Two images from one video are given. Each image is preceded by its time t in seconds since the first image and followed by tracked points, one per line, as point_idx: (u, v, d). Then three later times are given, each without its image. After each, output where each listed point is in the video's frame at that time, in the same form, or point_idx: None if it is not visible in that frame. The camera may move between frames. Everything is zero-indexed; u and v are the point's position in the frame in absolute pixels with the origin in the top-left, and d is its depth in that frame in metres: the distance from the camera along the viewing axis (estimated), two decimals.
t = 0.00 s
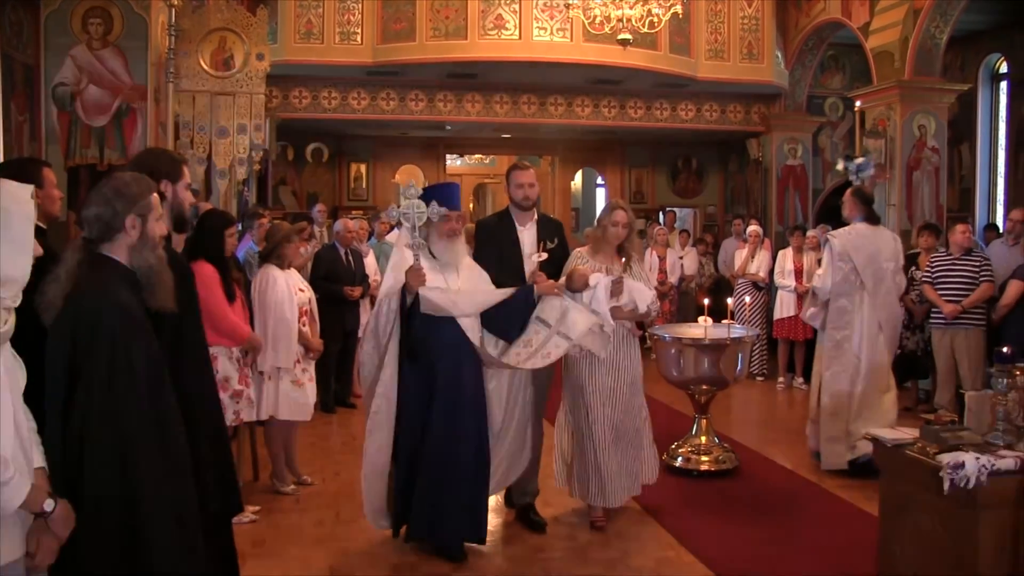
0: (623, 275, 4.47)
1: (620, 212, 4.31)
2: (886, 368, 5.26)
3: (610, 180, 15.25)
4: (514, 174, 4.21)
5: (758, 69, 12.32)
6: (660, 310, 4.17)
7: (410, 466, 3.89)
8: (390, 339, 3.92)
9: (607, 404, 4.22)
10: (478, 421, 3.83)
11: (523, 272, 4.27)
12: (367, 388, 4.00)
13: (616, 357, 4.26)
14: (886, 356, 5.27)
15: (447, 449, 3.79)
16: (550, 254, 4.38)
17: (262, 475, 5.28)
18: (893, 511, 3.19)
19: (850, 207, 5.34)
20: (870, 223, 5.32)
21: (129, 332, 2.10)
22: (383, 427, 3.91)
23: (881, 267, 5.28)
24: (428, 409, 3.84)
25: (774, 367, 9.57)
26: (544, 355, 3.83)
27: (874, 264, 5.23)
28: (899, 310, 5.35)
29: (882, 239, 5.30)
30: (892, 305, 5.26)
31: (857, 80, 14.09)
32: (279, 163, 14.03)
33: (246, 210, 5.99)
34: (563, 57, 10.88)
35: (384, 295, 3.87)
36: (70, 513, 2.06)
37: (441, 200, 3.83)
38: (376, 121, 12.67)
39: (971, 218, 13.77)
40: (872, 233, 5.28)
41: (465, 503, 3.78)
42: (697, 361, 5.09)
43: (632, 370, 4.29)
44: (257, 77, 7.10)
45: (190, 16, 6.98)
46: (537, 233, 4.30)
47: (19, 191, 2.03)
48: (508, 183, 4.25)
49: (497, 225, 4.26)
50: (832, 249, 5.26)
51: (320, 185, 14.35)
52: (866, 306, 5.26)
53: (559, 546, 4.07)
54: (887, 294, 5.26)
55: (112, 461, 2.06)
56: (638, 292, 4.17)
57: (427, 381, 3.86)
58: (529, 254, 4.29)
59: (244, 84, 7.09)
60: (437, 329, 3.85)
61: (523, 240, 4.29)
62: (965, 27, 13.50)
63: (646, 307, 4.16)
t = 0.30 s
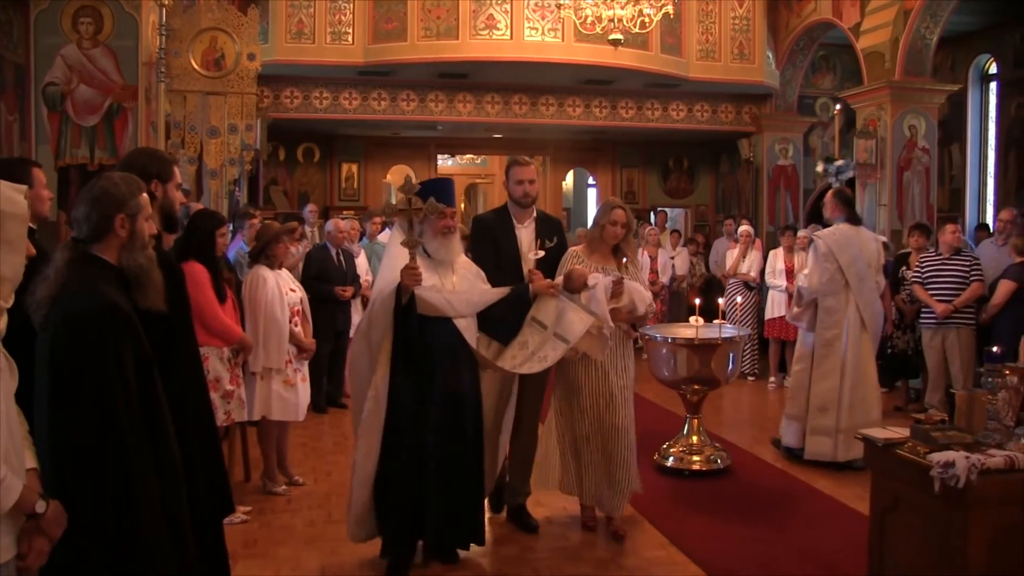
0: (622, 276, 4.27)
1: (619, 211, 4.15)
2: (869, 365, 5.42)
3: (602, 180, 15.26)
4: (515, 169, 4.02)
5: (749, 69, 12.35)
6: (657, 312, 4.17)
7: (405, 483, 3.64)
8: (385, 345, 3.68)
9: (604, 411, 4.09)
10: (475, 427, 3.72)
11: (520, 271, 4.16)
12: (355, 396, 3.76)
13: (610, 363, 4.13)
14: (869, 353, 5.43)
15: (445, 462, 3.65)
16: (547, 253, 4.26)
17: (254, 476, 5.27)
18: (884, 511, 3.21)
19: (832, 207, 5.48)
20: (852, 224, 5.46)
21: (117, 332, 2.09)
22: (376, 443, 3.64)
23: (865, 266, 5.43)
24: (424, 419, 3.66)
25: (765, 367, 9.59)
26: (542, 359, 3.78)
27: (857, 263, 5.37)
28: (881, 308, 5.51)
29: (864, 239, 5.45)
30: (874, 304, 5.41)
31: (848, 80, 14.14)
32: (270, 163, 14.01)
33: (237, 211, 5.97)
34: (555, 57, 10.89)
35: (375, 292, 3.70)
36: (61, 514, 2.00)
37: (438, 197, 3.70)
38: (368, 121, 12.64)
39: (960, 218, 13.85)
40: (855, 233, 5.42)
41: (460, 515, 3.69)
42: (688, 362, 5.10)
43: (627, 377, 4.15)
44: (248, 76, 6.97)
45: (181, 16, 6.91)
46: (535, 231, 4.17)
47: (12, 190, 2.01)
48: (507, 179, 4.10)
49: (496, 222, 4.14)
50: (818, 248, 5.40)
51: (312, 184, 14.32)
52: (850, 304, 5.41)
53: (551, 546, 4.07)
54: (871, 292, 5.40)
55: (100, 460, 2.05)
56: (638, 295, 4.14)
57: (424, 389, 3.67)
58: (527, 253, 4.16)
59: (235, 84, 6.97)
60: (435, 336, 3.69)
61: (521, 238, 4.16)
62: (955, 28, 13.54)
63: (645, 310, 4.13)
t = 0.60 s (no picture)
0: (621, 278, 4.10)
1: (619, 211, 4.00)
2: (848, 364, 5.51)
3: (593, 180, 15.28)
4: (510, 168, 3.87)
5: (739, 69, 12.38)
6: (660, 315, 3.97)
7: (398, 500, 3.45)
8: (374, 356, 3.53)
9: (602, 418, 3.93)
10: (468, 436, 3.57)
11: (517, 275, 3.98)
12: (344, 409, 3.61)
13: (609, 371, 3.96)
14: (847, 352, 5.51)
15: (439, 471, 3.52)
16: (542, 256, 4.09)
17: (244, 476, 5.26)
18: (874, 509, 3.22)
19: (803, 210, 5.58)
20: (823, 226, 5.55)
21: (106, 332, 2.08)
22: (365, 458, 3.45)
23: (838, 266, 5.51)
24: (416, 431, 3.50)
25: (755, 366, 9.63)
26: (537, 365, 3.58)
27: (829, 265, 5.46)
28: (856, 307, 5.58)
29: (836, 240, 5.52)
30: (848, 304, 5.49)
31: (838, 80, 14.20)
32: (261, 163, 13.99)
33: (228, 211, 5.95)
34: (546, 56, 10.90)
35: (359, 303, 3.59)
36: (52, 516, 1.99)
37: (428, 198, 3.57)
38: (359, 121, 12.62)
39: (949, 218, 13.92)
40: (826, 234, 5.50)
41: (457, 527, 3.55)
42: (679, 362, 5.11)
43: (626, 384, 3.97)
44: (238, 75, 6.91)
45: (170, 15, 6.85)
46: (530, 232, 4.01)
47: (4, 191, 2.00)
48: (501, 179, 3.94)
49: (491, 224, 3.97)
50: (790, 252, 5.51)
51: (302, 184, 14.29)
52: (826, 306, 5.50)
53: (542, 545, 4.08)
54: (844, 292, 5.48)
55: (86, 459, 2.04)
56: (638, 297, 3.96)
57: (414, 400, 3.52)
58: (523, 255, 3.99)
59: (224, 83, 6.91)
60: (424, 345, 3.52)
61: (516, 239, 3.98)
62: (944, 28, 13.60)
63: (645, 314, 3.94)
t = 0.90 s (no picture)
0: (623, 278, 4.04)
1: (622, 210, 3.92)
2: (814, 359, 5.59)
3: (583, 180, 15.30)
4: (496, 166, 3.72)
5: (729, 69, 12.41)
6: (661, 315, 3.93)
7: (388, 512, 3.28)
8: (360, 362, 3.32)
9: (604, 419, 3.88)
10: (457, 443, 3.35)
11: (510, 277, 3.83)
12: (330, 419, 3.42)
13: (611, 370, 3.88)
14: (814, 348, 5.59)
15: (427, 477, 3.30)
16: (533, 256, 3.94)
17: (234, 477, 5.25)
18: (863, 508, 3.24)
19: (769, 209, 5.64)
20: (788, 225, 5.62)
21: (97, 333, 2.08)
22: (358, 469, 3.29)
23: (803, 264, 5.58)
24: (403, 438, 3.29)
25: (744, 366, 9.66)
26: (531, 366, 3.41)
27: (796, 263, 5.52)
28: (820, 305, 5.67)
29: (802, 239, 5.60)
30: (813, 301, 5.58)
31: (828, 81, 14.25)
32: (250, 163, 13.96)
33: (218, 211, 5.93)
34: (536, 57, 10.91)
35: (340, 306, 3.40)
36: (43, 518, 1.98)
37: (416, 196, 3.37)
38: (349, 121, 12.60)
39: (938, 218, 14.01)
40: (791, 232, 5.58)
41: (448, 541, 3.29)
42: (670, 362, 5.12)
43: (631, 387, 3.93)
44: (228, 75, 6.93)
45: (160, 14, 6.86)
46: (519, 232, 3.86)
47: None
48: (488, 178, 3.79)
49: (479, 224, 3.81)
50: (756, 251, 5.55)
51: (292, 184, 14.26)
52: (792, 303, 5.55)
53: (533, 545, 4.09)
54: (810, 289, 5.57)
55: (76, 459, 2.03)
56: (639, 297, 3.88)
57: (400, 406, 3.31)
58: (513, 257, 3.84)
59: (214, 82, 6.93)
60: (410, 348, 3.32)
61: (506, 240, 3.83)
62: (932, 29, 13.66)
63: (647, 315, 3.88)
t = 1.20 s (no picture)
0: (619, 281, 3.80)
1: (618, 210, 3.68)
2: (786, 357, 5.73)
3: (573, 180, 15.32)
4: (482, 161, 3.45)
5: (718, 69, 12.44)
6: (659, 319, 3.69)
7: (369, 536, 2.95)
8: (351, 369, 3.00)
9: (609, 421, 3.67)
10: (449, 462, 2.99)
11: (499, 277, 3.59)
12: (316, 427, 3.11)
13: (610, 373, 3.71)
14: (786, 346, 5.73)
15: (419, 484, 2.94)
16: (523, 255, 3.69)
17: (223, 477, 5.23)
18: (852, 507, 3.25)
19: (746, 209, 5.70)
20: (764, 224, 5.70)
21: (89, 333, 2.06)
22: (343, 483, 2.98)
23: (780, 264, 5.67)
24: (390, 453, 2.95)
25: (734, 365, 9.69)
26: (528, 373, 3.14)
27: (772, 263, 5.62)
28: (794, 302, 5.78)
29: (777, 238, 5.68)
30: (789, 300, 5.67)
31: (817, 81, 14.30)
32: (240, 163, 13.92)
33: (208, 212, 5.90)
34: (526, 57, 10.91)
35: (330, 311, 3.04)
36: (32, 520, 1.97)
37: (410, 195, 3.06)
38: (339, 121, 12.58)
39: (926, 218, 14.10)
40: (767, 232, 5.66)
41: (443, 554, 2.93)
42: (660, 362, 5.13)
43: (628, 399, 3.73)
44: (217, 75, 7.08)
45: (149, 14, 6.99)
46: (508, 231, 3.61)
47: None
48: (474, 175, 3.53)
49: (465, 223, 3.54)
50: (734, 250, 5.64)
51: (282, 184, 14.22)
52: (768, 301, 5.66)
53: (523, 545, 4.09)
54: (785, 287, 5.65)
55: (66, 460, 2.02)
56: (637, 300, 3.64)
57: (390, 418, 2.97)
58: (502, 257, 3.60)
59: (203, 82, 7.10)
60: (404, 354, 2.98)
61: (494, 240, 3.59)
62: (920, 30, 13.73)
63: (645, 320, 3.65)
